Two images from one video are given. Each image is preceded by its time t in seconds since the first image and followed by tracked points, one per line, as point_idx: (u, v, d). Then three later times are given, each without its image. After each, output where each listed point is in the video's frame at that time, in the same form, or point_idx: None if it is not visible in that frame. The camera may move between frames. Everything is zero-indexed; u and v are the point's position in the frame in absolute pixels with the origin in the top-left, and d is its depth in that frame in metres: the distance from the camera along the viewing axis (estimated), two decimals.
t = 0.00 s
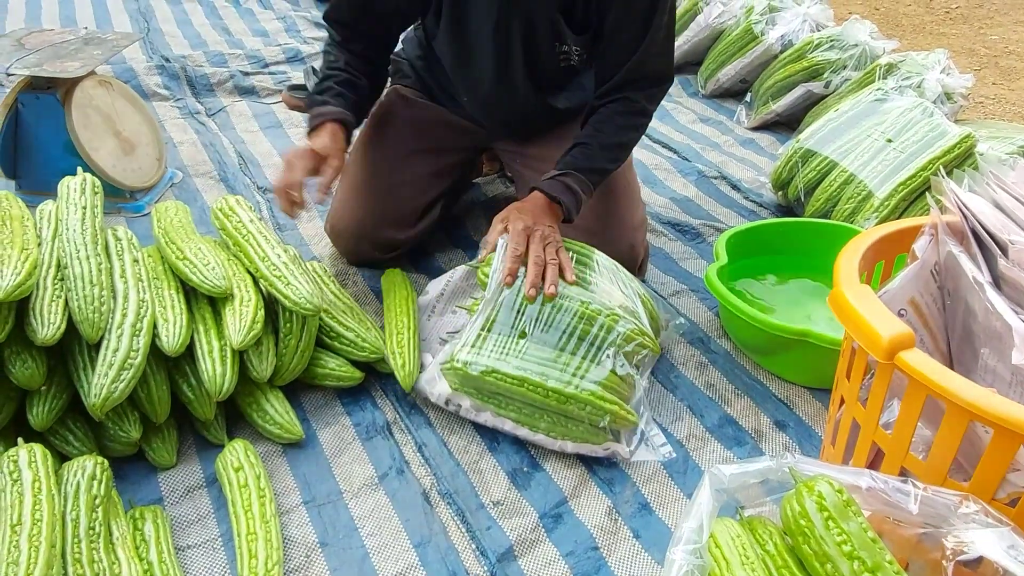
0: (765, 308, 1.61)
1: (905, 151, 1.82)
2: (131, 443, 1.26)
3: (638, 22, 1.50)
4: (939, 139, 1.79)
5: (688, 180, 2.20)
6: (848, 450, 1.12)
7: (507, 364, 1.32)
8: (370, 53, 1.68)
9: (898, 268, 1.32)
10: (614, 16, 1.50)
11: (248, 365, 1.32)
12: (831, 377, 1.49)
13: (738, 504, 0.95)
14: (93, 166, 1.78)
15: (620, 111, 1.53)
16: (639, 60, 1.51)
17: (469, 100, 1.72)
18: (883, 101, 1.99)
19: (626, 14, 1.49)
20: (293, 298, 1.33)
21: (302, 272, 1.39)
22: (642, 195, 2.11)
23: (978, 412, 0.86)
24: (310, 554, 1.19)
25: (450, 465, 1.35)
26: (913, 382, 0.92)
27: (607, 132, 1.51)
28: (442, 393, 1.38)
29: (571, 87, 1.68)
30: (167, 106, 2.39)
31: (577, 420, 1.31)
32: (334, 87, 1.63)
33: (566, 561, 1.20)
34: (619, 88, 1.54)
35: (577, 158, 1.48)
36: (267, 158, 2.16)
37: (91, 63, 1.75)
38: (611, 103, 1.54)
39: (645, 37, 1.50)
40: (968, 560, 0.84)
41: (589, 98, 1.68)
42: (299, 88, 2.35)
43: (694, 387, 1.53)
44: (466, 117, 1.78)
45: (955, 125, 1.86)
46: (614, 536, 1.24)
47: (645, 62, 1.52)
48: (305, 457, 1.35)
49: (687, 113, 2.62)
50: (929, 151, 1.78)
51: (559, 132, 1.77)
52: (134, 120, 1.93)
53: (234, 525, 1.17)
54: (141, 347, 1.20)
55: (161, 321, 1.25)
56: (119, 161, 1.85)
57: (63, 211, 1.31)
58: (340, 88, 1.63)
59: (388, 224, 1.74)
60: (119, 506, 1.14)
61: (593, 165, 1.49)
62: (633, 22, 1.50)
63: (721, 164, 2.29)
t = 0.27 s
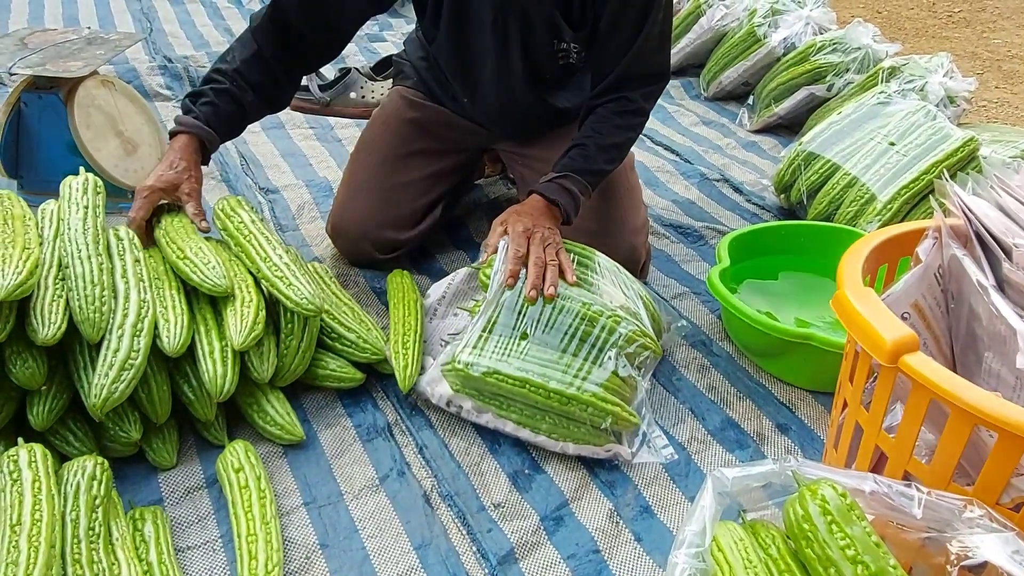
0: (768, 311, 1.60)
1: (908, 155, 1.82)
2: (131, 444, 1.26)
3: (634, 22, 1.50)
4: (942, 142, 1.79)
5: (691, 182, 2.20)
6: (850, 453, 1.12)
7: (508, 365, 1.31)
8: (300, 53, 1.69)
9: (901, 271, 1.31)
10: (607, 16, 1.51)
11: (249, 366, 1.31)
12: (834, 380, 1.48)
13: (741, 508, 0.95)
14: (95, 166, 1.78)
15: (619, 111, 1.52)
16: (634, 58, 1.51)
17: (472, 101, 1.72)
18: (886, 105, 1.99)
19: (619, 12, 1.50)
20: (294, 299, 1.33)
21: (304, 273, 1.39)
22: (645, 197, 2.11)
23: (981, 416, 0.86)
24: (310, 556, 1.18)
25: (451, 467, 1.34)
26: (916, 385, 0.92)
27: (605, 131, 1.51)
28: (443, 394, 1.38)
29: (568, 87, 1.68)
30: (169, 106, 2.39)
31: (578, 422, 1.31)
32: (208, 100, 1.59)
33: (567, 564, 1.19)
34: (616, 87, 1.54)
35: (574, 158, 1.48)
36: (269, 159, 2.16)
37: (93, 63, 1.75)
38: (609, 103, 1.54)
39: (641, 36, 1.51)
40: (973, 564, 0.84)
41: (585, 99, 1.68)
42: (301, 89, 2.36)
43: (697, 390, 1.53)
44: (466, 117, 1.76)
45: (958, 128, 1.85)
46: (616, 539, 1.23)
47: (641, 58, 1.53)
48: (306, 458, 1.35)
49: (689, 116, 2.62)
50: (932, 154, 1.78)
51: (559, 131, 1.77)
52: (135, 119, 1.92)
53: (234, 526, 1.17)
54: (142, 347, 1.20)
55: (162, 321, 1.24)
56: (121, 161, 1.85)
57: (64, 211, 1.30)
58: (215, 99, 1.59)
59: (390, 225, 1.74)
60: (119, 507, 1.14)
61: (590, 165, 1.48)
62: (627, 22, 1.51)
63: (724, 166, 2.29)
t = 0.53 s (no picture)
0: (768, 313, 1.59)
1: (911, 156, 1.81)
2: (126, 443, 1.24)
3: (648, 26, 1.51)
4: (945, 144, 1.78)
5: (692, 183, 2.19)
6: (852, 456, 1.11)
7: (507, 365, 1.30)
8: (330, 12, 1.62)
9: (904, 272, 1.30)
10: (626, 15, 1.50)
11: (246, 365, 1.30)
12: (835, 383, 1.47)
13: (741, 511, 0.94)
14: (94, 163, 1.77)
15: (623, 118, 1.53)
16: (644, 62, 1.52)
17: (475, 101, 1.71)
18: (889, 106, 1.98)
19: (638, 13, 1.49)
20: (292, 297, 1.32)
21: (302, 272, 1.38)
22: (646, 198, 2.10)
23: (984, 419, 0.84)
24: (306, 557, 1.17)
25: (449, 468, 1.33)
26: (919, 387, 0.91)
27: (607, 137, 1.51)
28: (441, 394, 1.37)
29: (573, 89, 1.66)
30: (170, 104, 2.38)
31: (578, 422, 1.29)
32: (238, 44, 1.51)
33: (565, 566, 1.18)
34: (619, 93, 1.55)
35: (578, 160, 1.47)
36: (269, 158, 2.15)
37: (93, 60, 1.74)
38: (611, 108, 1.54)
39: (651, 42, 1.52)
40: (977, 569, 0.83)
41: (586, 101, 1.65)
42: (301, 88, 2.32)
43: (697, 392, 1.52)
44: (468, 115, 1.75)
45: (962, 130, 1.84)
46: (614, 542, 1.22)
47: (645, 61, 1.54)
48: (302, 458, 1.34)
49: (691, 117, 2.61)
50: (935, 156, 1.77)
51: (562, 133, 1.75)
52: (134, 117, 1.91)
53: (229, 526, 1.16)
54: (137, 345, 1.19)
55: (158, 319, 1.23)
56: (119, 158, 1.84)
57: (61, 207, 1.29)
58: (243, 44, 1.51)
59: (390, 224, 1.73)
60: (113, 506, 1.13)
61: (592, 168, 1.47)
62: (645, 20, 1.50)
63: (725, 167, 2.28)
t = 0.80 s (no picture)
0: (768, 313, 1.59)
1: (911, 157, 1.80)
2: (122, 440, 1.24)
3: (666, 28, 1.51)
4: (947, 144, 1.77)
5: (692, 183, 2.18)
6: (851, 456, 1.10)
7: (505, 363, 1.30)
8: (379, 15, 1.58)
9: (904, 272, 1.30)
10: (649, 16, 1.49)
11: (243, 363, 1.30)
12: (835, 383, 1.47)
13: (738, 511, 0.93)
14: (92, 161, 1.77)
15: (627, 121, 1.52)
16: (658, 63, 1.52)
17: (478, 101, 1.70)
18: (890, 106, 1.97)
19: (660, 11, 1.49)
20: (289, 295, 1.31)
21: (299, 270, 1.38)
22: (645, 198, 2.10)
23: (984, 419, 0.84)
24: (302, 556, 1.17)
25: (446, 468, 1.33)
26: (918, 387, 0.90)
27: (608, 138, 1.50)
28: (439, 393, 1.36)
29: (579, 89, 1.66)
30: (169, 102, 2.38)
31: (575, 420, 1.29)
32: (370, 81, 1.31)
33: (562, 566, 1.17)
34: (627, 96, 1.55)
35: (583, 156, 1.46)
36: (268, 156, 2.15)
37: (92, 57, 1.74)
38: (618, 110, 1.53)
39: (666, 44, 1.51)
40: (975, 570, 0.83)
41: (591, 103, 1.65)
42: (302, 88, 2.40)
43: (696, 392, 1.51)
44: (473, 115, 1.73)
45: (962, 131, 1.84)
46: (612, 542, 1.21)
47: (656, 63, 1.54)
48: (299, 456, 1.33)
49: (691, 117, 2.60)
50: (936, 156, 1.76)
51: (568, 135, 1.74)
52: (134, 115, 1.91)
53: (225, 524, 1.15)
54: (134, 343, 1.18)
55: (155, 317, 1.24)
56: (118, 156, 1.84)
57: (58, 204, 1.29)
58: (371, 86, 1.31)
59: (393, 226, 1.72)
60: (108, 504, 1.12)
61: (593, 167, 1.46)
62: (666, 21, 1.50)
63: (725, 168, 2.27)
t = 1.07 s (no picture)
0: (769, 310, 1.58)
1: (914, 154, 1.79)
2: (119, 437, 1.23)
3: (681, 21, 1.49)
4: (948, 141, 1.76)
5: (693, 181, 2.18)
6: (852, 454, 1.09)
7: (503, 358, 1.29)
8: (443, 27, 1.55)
9: (906, 268, 1.29)
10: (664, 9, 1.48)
11: (241, 360, 1.29)
12: (836, 381, 1.46)
13: (738, 508, 0.93)
14: (91, 158, 1.76)
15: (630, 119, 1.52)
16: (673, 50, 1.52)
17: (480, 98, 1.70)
18: (892, 103, 1.96)
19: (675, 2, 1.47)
20: (287, 291, 1.30)
21: (298, 266, 1.37)
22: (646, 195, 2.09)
23: (986, 415, 0.83)
24: (300, 553, 1.16)
25: (445, 465, 1.32)
26: (919, 382, 0.90)
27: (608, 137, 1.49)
28: (438, 390, 1.36)
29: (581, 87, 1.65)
30: (169, 100, 2.38)
31: (575, 416, 1.28)
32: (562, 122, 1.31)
33: (562, 564, 1.17)
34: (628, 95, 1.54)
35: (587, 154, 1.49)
36: (268, 154, 2.14)
37: (91, 54, 1.73)
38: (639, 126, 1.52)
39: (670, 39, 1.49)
40: (978, 568, 0.81)
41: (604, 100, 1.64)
42: (301, 85, 2.40)
43: (696, 390, 1.50)
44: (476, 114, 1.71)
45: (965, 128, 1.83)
46: (611, 540, 1.21)
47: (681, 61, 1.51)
48: (298, 454, 1.33)
49: (692, 114, 2.59)
50: (938, 153, 1.76)
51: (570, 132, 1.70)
52: (133, 112, 1.91)
53: (223, 521, 1.15)
54: (131, 339, 1.18)
55: (152, 313, 1.23)
56: (117, 153, 1.83)
57: (56, 200, 1.28)
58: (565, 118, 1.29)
59: (395, 225, 1.72)
60: (105, 501, 1.12)
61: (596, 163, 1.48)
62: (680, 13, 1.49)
63: (726, 165, 2.26)
